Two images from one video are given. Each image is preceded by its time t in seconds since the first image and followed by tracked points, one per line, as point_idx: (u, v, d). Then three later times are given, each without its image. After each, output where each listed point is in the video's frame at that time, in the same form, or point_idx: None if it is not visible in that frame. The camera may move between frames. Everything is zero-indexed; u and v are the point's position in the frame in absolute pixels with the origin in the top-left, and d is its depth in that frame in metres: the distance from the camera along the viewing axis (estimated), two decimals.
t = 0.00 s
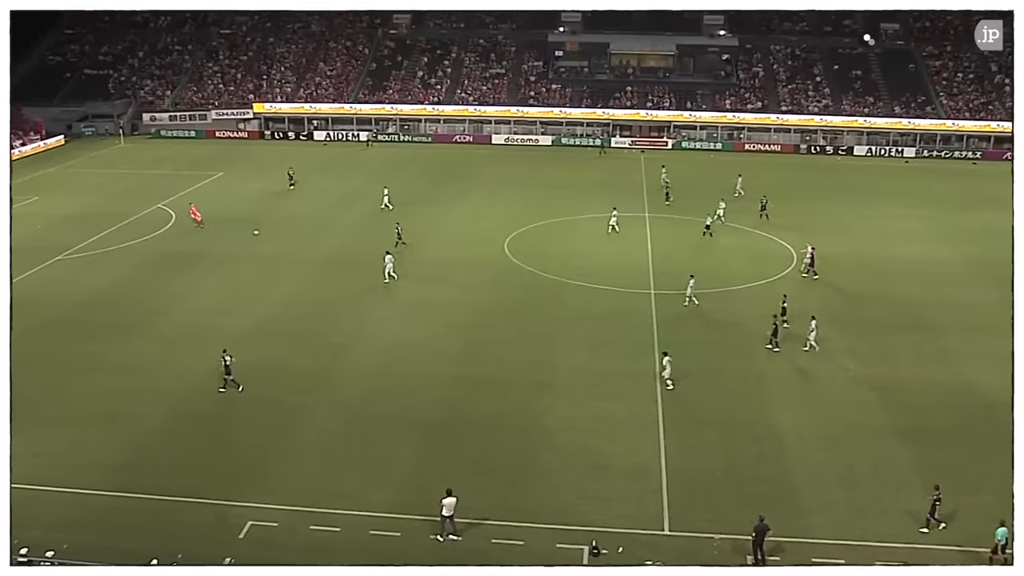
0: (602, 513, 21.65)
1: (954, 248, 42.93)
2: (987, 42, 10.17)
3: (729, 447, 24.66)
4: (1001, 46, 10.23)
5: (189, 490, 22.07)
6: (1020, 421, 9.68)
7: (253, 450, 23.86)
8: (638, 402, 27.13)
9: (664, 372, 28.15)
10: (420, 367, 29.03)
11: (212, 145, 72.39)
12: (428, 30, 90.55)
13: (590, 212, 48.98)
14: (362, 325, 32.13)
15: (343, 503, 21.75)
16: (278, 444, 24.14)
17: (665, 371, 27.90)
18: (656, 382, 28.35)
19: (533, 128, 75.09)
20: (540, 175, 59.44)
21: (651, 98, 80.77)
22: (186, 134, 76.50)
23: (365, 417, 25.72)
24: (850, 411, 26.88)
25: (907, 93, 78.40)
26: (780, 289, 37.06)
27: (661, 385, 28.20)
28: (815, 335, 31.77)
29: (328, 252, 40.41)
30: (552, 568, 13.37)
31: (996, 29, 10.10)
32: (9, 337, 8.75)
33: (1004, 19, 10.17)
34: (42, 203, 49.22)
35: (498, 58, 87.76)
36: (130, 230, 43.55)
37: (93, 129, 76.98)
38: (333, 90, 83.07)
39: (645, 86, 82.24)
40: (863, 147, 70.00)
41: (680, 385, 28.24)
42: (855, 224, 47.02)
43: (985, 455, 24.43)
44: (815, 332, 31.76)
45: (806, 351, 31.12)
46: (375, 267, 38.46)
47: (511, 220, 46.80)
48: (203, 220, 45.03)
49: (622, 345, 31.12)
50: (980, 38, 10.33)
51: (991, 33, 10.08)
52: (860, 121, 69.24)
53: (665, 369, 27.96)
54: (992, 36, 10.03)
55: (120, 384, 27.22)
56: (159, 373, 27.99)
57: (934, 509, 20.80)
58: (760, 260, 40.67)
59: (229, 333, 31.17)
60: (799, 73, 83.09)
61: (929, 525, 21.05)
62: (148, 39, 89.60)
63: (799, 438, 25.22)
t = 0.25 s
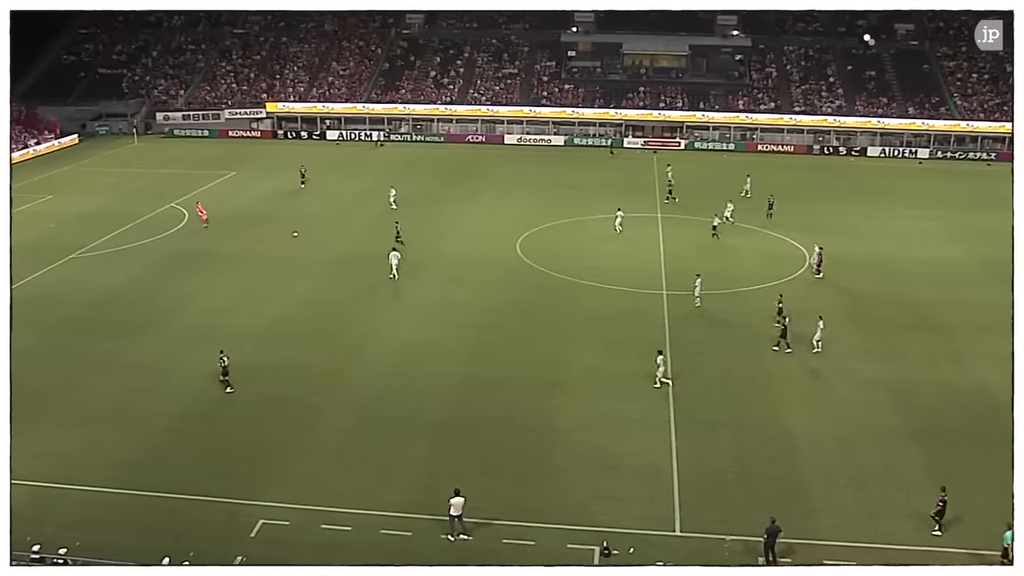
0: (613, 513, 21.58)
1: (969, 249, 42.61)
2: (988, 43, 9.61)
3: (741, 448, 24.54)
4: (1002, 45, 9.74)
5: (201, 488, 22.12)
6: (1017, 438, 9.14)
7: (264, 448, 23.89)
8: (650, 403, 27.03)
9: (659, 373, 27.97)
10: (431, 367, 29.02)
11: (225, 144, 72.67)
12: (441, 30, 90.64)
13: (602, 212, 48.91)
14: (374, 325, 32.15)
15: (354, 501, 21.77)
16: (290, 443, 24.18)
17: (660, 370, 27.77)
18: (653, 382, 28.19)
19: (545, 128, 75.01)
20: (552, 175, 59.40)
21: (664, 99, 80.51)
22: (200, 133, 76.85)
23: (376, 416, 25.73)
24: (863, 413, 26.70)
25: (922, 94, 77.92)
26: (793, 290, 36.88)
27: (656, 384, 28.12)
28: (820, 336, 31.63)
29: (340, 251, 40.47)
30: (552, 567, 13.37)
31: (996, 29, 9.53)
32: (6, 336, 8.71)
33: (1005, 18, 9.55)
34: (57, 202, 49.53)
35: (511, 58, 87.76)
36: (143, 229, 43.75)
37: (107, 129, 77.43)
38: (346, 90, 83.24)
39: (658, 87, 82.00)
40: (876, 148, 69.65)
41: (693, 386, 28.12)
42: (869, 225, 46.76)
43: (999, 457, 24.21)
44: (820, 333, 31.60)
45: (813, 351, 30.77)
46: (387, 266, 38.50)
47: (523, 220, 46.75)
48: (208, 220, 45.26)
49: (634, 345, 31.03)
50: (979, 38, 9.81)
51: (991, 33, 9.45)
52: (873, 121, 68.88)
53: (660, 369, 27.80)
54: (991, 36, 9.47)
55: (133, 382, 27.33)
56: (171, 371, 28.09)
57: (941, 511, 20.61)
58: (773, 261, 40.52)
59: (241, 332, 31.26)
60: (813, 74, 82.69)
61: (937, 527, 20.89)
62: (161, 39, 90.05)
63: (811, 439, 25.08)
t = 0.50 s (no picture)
0: (623, 514, 21.50)
1: (983, 251, 42.29)
2: (987, 42, 9.63)
3: (752, 449, 24.43)
4: (1002, 44, 9.77)
5: (213, 486, 22.18)
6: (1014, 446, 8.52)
7: (276, 447, 23.93)
8: (661, 403, 26.93)
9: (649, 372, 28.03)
10: (442, 366, 29.02)
11: (238, 144, 72.94)
12: (454, 30, 90.72)
13: (613, 212, 48.83)
14: (385, 324, 32.17)
15: (364, 500, 21.78)
16: (300, 442, 24.21)
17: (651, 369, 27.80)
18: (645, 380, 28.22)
19: (558, 128, 74.94)
20: (564, 175, 59.34)
21: (676, 99, 80.23)
22: (213, 132, 77.19)
23: (387, 416, 25.73)
24: (876, 415, 26.53)
25: (935, 95, 77.44)
26: (806, 291, 36.72)
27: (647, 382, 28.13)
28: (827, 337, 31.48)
29: (352, 250, 40.53)
30: (551, 568, 13.37)
31: (996, 29, 9.55)
32: (3, 338, 8.73)
33: (1004, 18, 9.59)
34: (71, 200, 49.82)
35: (523, 58, 87.73)
36: (157, 227, 44.00)
37: (120, 127, 77.95)
38: (359, 90, 83.36)
39: (671, 87, 81.75)
40: (889, 149, 69.29)
41: (704, 387, 28.01)
42: (883, 227, 46.49)
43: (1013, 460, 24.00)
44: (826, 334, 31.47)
45: (819, 354, 30.63)
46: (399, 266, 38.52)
47: (534, 220, 46.69)
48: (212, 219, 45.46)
49: (645, 345, 30.94)
50: (979, 37, 9.83)
51: (991, 33, 9.46)
52: (887, 122, 68.49)
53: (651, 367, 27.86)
54: (991, 35, 9.50)
55: (145, 380, 27.44)
56: (183, 370, 28.17)
57: (945, 513, 20.50)
58: (785, 262, 40.38)
59: (253, 330, 31.33)
60: (826, 74, 82.29)
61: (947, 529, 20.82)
62: (175, 38, 90.53)
63: (824, 441, 24.93)
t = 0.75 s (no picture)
0: (634, 515, 21.42)
1: (997, 253, 41.99)
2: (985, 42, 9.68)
3: (764, 450, 24.32)
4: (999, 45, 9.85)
5: (224, 484, 22.21)
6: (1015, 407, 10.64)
7: (287, 446, 23.96)
8: (673, 404, 26.82)
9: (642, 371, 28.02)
10: (453, 366, 29.00)
11: (250, 143, 73.20)
12: (466, 30, 90.80)
13: (625, 212, 48.76)
14: (396, 324, 32.19)
15: (374, 499, 21.79)
16: (311, 441, 24.23)
17: (643, 367, 27.82)
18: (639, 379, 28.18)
19: (570, 128, 74.87)
20: (576, 175, 59.29)
21: (688, 99, 79.91)
22: (225, 132, 77.48)
23: (398, 416, 25.71)
24: (890, 416, 26.34)
25: (949, 96, 77.00)
26: (818, 291, 36.55)
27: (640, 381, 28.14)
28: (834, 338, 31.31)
29: (363, 250, 40.57)
30: (554, 566, 13.39)
31: (997, 31, 10.60)
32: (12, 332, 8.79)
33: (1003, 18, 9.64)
34: (84, 199, 50.09)
35: (535, 58, 87.69)
36: (171, 226, 44.15)
37: (133, 126, 78.34)
38: (371, 90, 83.48)
39: (683, 87, 81.56)
40: (902, 149, 68.92)
41: (716, 388, 27.88)
42: (896, 227, 46.23)
43: None
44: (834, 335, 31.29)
45: (826, 354, 30.50)
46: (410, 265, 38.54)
47: (546, 220, 46.62)
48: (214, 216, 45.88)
49: (657, 346, 30.85)
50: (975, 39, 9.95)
51: (990, 34, 10.54)
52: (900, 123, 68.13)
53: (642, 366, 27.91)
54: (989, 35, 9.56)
55: (157, 379, 27.53)
56: (195, 369, 28.28)
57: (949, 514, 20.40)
58: (798, 262, 40.21)
59: (264, 330, 31.40)
60: (839, 75, 81.89)
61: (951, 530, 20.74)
62: (188, 37, 90.94)
63: (835, 442, 24.81)
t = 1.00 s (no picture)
0: (643, 515, 21.37)
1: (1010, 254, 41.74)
2: (987, 42, 9.45)
3: (774, 451, 24.23)
4: (1001, 46, 9.61)
5: (235, 483, 22.26)
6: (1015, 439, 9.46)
7: (297, 445, 24.00)
8: (683, 405, 26.74)
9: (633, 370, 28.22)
10: (463, 366, 29.00)
11: (260, 142, 73.42)
12: (476, 30, 90.89)
13: (636, 213, 48.72)
14: (406, 323, 32.21)
15: (384, 499, 21.80)
16: (321, 440, 24.27)
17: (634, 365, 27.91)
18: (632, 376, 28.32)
19: (580, 129, 74.84)
20: (585, 175, 59.22)
21: (699, 100, 79.71)
22: (236, 131, 77.72)
23: (408, 415, 25.72)
24: (901, 418, 26.22)
25: (960, 96, 76.65)
26: (830, 292, 36.44)
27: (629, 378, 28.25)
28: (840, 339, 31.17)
29: (374, 250, 40.62)
30: (555, 566, 13.35)
31: (997, 29, 9.40)
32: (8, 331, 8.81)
33: (1005, 17, 9.41)
34: (95, 198, 50.35)
35: (546, 58, 87.65)
36: (182, 226, 44.28)
37: (144, 126, 78.53)
38: (381, 90, 83.58)
39: (694, 87, 81.39)
40: (914, 150, 68.61)
41: (727, 389, 27.81)
42: (908, 228, 46.05)
43: None
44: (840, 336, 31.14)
45: (833, 356, 30.43)
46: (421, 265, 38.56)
47: (556, 221, 46.59)
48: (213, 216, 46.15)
49: (667, 347, 30.79)
50: (979, 39, 9.65)
51: (990, 34, 9.31)
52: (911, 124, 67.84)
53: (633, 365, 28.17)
54: (992, 35, 9.33)
55: (168, 378, 27.60)
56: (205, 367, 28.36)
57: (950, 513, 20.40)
58: (809, 263, 40.13)
59: (275, 329, 31.47)
60: (850, 76, 81.57)
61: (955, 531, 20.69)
62: (199, 37, 91.24)
63: (846, 444, 24.69)
